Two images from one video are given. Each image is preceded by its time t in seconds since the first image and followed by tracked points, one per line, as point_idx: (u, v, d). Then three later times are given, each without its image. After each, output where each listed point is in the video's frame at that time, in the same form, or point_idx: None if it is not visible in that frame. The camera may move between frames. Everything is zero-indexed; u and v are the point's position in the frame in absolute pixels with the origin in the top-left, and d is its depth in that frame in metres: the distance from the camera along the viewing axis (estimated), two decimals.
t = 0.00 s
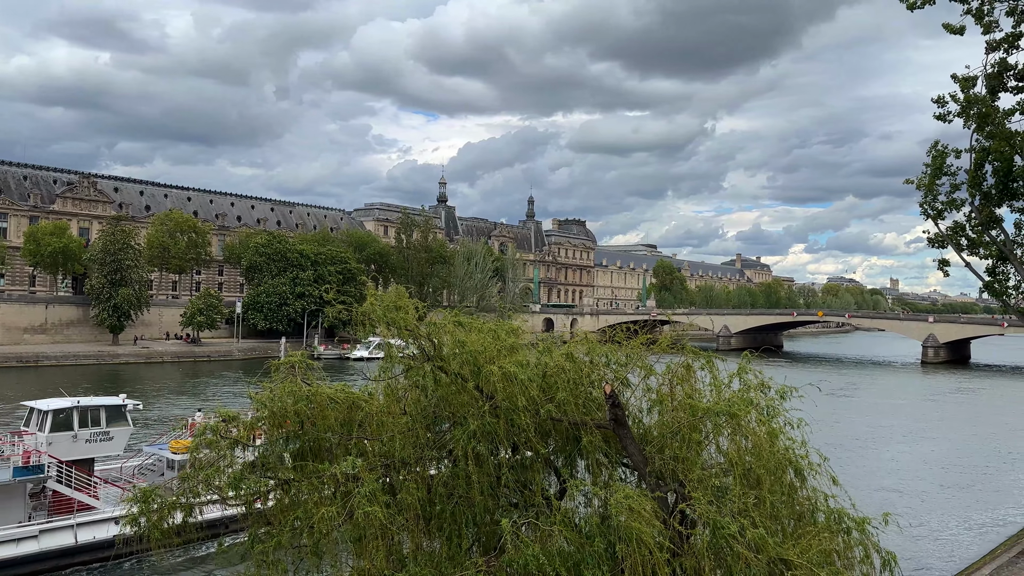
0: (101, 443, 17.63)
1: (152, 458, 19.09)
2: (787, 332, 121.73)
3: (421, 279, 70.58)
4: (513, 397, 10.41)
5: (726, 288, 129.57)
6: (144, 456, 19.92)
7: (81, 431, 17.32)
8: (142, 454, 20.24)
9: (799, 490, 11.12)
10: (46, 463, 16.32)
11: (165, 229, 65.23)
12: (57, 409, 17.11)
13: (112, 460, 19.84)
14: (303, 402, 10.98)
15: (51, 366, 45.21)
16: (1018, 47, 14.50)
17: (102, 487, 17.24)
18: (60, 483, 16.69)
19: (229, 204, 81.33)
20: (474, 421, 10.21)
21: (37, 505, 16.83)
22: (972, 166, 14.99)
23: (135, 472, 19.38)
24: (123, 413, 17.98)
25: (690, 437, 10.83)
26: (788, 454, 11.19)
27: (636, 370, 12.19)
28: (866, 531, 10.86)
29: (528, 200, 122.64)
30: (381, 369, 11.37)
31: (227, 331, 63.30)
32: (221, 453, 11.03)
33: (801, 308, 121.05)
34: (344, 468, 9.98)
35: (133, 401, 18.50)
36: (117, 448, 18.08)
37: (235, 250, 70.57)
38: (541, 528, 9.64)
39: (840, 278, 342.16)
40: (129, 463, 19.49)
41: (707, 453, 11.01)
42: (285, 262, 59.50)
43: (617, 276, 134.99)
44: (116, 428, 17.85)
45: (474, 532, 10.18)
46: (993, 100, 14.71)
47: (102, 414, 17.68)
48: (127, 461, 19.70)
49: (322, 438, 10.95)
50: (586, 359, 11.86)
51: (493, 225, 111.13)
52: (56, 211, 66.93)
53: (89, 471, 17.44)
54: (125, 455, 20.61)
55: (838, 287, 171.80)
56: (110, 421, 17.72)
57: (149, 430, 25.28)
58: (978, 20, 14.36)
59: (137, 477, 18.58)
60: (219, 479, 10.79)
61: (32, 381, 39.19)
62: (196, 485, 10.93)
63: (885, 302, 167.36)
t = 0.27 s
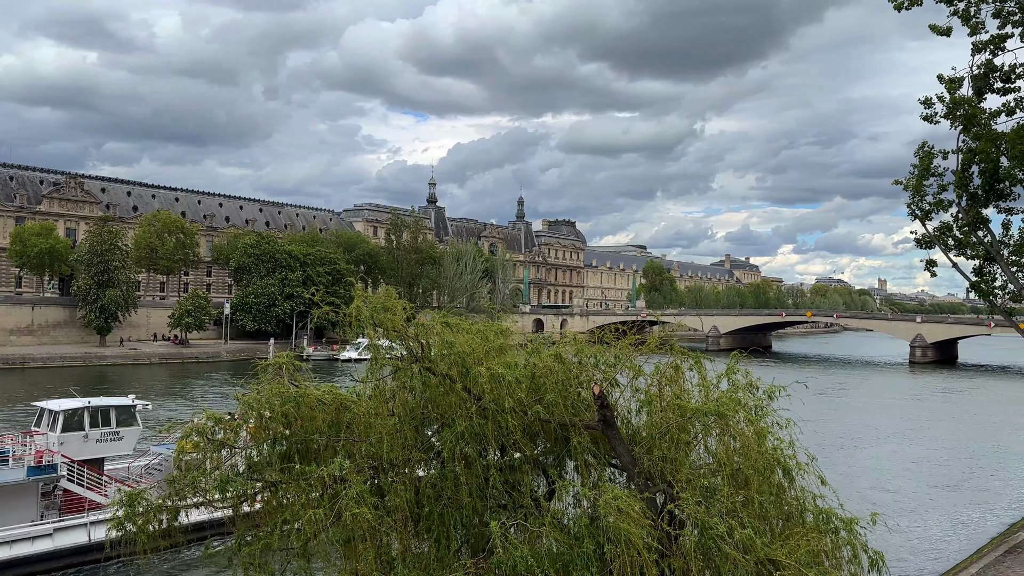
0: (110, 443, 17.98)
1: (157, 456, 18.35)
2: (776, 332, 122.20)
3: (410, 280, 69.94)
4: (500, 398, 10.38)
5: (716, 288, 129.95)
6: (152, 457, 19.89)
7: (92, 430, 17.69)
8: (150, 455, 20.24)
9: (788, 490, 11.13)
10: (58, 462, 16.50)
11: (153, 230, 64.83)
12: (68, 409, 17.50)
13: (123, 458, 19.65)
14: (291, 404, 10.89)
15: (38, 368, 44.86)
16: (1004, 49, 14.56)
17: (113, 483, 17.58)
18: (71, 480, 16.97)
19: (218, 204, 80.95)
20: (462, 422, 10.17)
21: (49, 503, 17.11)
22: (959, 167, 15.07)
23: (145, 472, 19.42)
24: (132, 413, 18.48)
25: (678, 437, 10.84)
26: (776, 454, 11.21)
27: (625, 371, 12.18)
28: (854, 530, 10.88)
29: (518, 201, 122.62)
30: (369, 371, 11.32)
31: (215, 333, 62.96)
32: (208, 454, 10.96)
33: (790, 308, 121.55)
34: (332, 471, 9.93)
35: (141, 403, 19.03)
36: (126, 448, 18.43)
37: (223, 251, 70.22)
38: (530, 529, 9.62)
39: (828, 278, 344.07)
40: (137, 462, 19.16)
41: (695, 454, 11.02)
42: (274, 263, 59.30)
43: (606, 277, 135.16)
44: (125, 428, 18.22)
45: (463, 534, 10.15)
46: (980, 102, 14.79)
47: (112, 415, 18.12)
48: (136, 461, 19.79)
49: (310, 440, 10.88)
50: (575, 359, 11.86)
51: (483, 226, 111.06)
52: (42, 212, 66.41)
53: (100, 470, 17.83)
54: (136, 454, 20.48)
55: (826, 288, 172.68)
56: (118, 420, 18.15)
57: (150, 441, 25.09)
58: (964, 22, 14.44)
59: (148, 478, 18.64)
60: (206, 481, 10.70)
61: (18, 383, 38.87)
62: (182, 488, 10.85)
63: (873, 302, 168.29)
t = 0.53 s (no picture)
0: (130, 443, 18.71)
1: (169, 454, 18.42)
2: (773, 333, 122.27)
3: (407, 282, 68.94)
4: (496, 400, 10.37)
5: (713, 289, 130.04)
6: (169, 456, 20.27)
7: (112, 431, 18.40)
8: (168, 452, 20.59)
9: (784, 491, 11.14)
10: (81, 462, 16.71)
11: (149, 231, 64.72)
12: (90, 410, 18.28)
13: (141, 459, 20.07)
14: (287, 405, 10.85)
15: (34, 371, 44.77)
16: (1001, 50, 14.59)
17: (133, 482, 17.92)
18: (94, 479, 17.35)
19: (215, 206, 80.90)
20: (458, 424, 10.17)
21: (71, 502, 17.41)
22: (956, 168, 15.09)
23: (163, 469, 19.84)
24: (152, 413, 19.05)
25: (675, 438, 10.84)
26: (773, 456, 11.21)
27: (621, 372, 12.18)
28: (851, 531, 10.88)
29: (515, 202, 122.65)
30: (365, 372, 11.31)
31: (212, 335, 62.86)
32: (204, 456, 10.95)
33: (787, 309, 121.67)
34: (328, 473, 9.91)
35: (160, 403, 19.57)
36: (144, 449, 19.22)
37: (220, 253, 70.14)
38: (526, 531, 9.62)
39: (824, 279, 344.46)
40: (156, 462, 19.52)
41: (692, 455, 11.03)
42: (271, 265, 59.25)
43: (604, 278, 135.22)
44: (144, 428, 18.97)
45: (459, 535, 10.15)
46: (976, 103, 14.82)
47: (131, 416, 18.92)
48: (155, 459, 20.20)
49: (306, 442, 10.85)
50: (571, 361, 11.86)
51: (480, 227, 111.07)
52: (39, 214, 66.31)
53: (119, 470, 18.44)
54: (155, 453, 20.69)
55: (823, 289, 172.92)
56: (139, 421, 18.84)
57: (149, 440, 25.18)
58: (961, 22, 14.46)
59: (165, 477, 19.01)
60: (202, 483, 10.69)
61: (14, 386, 38.75)
62: (178, 491, 10.83)
63: (870, 304, 168.54)
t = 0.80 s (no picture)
0: (161, 442, 19.46)
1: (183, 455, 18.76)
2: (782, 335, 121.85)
3: (416, 284, 68.69)
4: (504, 401, 10.36)
5: (722, 291, 129.75)
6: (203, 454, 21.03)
7: (144, 430, 19.22)
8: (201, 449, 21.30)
9: (794, 493, 11.11)
10: (115, 460, 17.63)
11: (160, 234, 65.06)
12: (123, 411, 19.17)
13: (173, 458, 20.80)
14: (295, 407, 10.87)
15: (46, 373, 45.07)
16: (1011, 49, 14.49)
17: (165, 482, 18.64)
18: (127, 477, 18.12)
19: (224, 209, 81.27)
20: (466, 426, 10.17)
21: (105, 500, 17.88)
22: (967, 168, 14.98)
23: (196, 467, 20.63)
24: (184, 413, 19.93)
25: (684, 440, 10.82)
26: (782, 458, 11.18)
27: (630, 373, 12.16)
28: (861, 534, 10.82)
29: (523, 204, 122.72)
30: (373, 374, 11.32)
31: (222, 336, 63.12)
32: (213, 458, 10.99)
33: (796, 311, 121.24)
34: (336, 474, 9.93)
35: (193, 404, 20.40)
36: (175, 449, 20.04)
37: (230, 255, 70.40)
38: (534, 533, 9.63)
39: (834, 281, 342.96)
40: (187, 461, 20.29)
41: (700, 457, 11.00)
42: (280, 267, 59.46)
43: (612, 279, 135.12)
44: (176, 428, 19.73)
45: (468, 537, 10.18)
46: (987, 104, 14.72)
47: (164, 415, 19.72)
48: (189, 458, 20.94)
49: (314, 443, 10.86)
50: (579, 362, 11.88)
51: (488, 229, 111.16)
52: (51, 217, 66.79)
53: (151, 469, 19.11)
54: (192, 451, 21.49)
55: (833, 290, 172.22)
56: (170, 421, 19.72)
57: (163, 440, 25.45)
58: (970, 22, 14.39)
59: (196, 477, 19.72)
60: (211, 484, 10.72)
61: (26, 387, 38.96)
62: (188, 492, 10.87)
63: (880, 305, 167.88)
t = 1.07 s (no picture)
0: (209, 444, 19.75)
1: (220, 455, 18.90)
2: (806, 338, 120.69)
3: (436, 287, 68.54)
4: (525, 404, 10.37)
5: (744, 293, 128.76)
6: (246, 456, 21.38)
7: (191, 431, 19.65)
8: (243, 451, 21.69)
9: (817, 498, 11.00)
10: (163, 459, 18.16)
11: (184, 238, 65.83)
12: (170, 411, 19.65)
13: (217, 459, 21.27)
14: (317, 410, 10.91)
15: (73, 375, 45.77)
16: None
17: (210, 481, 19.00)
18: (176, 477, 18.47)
19: (247, 213, 82.07)
20: (486, 429, 10.18)
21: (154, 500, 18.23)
22: (993, 169, 14.76)
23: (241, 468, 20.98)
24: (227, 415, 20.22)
25: (706, 444, 10.75)
26: (805, 462, 11.06)
27: (650, 377, 12.13)
28: (887, 539, 10.69)
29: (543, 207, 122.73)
30: (394, 377, 11.37)
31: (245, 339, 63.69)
32: (236, 460, 11.11)
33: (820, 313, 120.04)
34: (357, 477, 9.98)
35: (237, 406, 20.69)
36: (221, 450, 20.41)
37: (253, 258, 71.06)
38: (554, 536, 9.60)
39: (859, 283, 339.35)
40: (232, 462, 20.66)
41: (722, 460, 10.93)
42: (302, 270, 59.91)
43: (633, 282, 134.72)
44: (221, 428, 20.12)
45: (488, 540, 10.18)
46: (1013, 103, 14.49)
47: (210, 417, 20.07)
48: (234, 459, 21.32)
49: (335, 446, 10.92)
50: (600, 365, 11.86)
51: (509, 232, 111.29)
52: (78, 221, 67.82)
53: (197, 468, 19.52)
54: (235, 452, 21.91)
55: (857, 293, 170.36)
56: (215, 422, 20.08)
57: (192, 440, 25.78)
58: (997, 20, 14.17)
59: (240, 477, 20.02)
60: (235, 486, 10.82)
61: (54, 390, 39.55)
62: (212, 493, 10.99)
63: (906, 307, 165.73)
